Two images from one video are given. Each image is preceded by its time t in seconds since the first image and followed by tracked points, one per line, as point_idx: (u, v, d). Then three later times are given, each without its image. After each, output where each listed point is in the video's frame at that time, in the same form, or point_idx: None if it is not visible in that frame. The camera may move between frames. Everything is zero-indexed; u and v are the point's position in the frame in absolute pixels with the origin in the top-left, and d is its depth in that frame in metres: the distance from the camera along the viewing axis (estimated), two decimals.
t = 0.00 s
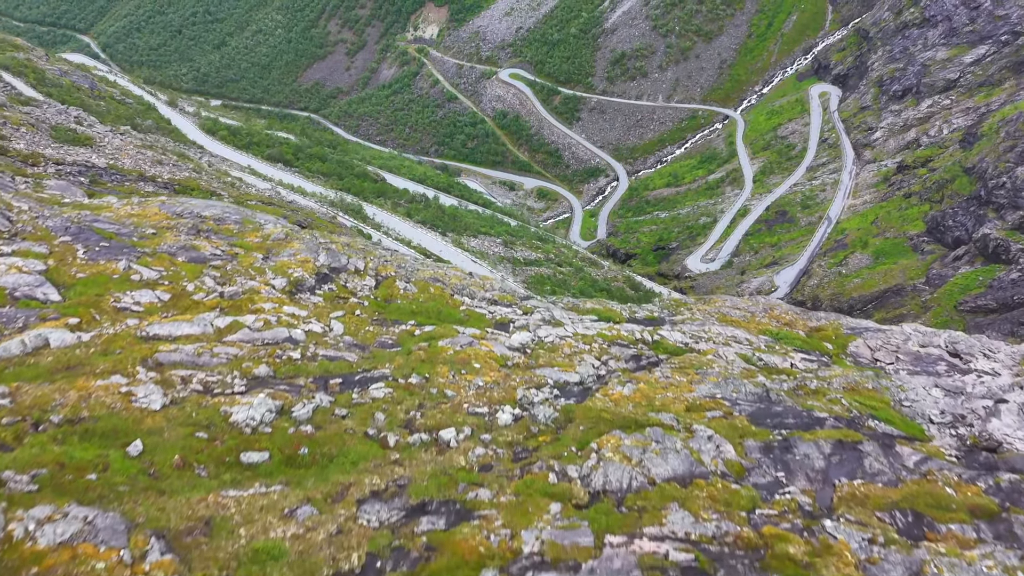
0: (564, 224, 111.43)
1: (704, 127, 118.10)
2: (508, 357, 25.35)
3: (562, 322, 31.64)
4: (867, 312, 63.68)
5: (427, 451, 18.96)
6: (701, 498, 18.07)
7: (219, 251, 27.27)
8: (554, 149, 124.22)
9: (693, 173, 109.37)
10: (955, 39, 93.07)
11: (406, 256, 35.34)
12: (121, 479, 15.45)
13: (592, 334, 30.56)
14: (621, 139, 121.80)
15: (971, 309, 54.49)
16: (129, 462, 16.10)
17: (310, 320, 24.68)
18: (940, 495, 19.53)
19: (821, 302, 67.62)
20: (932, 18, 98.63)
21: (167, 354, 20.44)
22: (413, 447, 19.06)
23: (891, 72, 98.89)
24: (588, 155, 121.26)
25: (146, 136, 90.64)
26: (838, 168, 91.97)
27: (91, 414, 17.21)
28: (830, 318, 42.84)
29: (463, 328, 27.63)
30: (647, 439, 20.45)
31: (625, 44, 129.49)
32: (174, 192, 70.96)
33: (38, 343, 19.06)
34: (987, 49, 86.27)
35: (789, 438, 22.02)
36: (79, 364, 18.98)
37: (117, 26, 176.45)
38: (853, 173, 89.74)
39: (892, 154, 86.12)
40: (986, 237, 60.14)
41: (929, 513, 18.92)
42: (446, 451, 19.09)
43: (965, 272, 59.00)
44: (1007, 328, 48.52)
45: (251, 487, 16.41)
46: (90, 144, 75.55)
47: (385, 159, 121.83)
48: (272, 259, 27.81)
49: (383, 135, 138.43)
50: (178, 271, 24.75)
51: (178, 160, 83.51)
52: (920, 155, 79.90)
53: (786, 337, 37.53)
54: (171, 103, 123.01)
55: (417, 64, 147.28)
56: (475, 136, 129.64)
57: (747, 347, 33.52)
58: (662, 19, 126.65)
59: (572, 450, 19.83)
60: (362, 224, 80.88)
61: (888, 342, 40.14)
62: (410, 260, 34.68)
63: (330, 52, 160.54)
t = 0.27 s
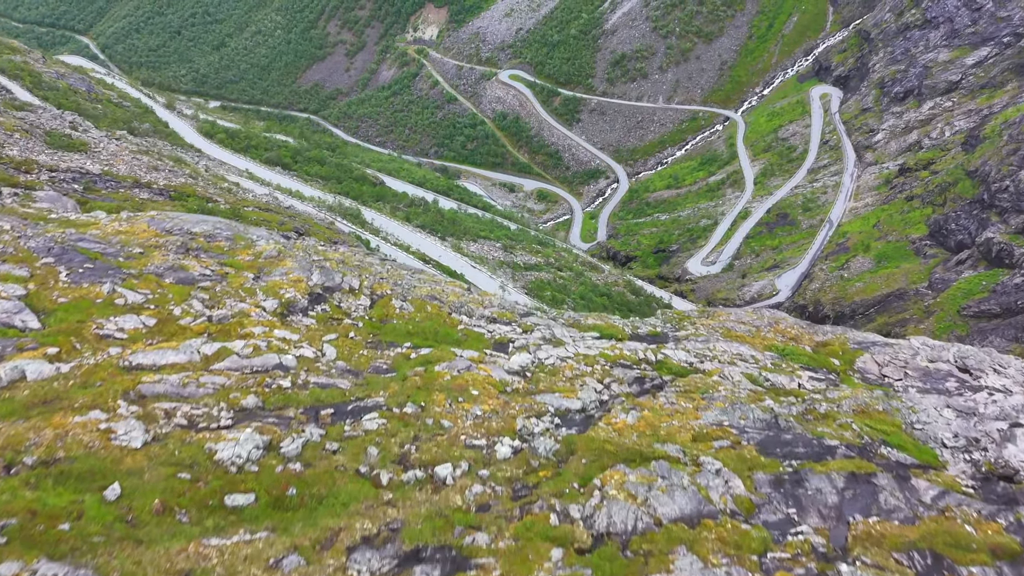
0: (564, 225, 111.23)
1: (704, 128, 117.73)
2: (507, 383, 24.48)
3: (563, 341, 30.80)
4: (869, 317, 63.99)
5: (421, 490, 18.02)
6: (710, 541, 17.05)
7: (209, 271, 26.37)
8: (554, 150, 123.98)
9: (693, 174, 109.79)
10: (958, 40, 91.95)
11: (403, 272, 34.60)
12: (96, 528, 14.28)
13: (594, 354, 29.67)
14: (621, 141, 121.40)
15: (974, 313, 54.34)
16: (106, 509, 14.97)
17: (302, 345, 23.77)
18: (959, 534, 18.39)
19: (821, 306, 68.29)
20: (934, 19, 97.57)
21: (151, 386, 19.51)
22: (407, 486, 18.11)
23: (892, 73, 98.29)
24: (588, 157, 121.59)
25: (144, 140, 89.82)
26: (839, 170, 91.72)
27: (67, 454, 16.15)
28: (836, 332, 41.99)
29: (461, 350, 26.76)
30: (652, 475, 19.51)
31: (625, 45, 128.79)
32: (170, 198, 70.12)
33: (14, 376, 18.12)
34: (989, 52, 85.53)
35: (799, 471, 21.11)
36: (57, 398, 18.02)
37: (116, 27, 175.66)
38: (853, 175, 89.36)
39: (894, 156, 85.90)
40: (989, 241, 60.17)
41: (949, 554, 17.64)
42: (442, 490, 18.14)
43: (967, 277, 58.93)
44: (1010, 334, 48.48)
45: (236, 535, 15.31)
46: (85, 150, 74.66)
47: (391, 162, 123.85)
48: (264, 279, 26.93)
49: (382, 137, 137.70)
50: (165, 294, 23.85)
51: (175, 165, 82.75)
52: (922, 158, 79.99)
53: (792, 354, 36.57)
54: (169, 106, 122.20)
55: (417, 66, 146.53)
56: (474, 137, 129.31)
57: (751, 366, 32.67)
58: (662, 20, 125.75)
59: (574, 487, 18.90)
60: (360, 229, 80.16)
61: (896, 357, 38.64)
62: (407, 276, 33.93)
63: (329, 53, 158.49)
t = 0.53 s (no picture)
0: (564, 227, 110.13)
1: (705, 129, 117.29)
2: (506, 411, 23.52)
3: (564, 361, 29.95)
4: (872, 321, 63.04)
5: (414, 533, 16.97)
6: None
7: (197, 293, 25.43)
8: (554, 153, 122.30)
9: (693, 176, 109.12)
10: (959, 42, 91.04)
11: (400, 289, 33.89)
12: None
13: (595, 375, 28.78)
14: (621, 142, 120.82)
15: (978, 319, 53.36)
16: (78, 561, 13.50)
17: (292, 372, 22.90)
18: None
19: (823, 309, 67.42)
20: (935, 20, 96.52)
21: (132, 421, 18.53)
22: (400, 530, 17.06)
23: (893, 75, 97.41)
24: (589, 158, 119.93)
25: (139, 144, 88.76)
26: (840, 173, 91.24)
27: (40, 499, 14.89)
28: (843, 348, 41.17)
29: (458, 375, 25.82)
30: (657, 515, 18.50)
31: (625, 46, 128.09)
32: (165, 205, 69.09)
33: None
34: (991, 53, 84.61)
35: (811, 508, 20.09)
36: (32, 437, 17.03)
37: (115, 28, 174.67)
38: (855, 177, 89.24)
39: (895, 158, 85.41)
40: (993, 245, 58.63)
41: None
42: (436, 533, 17.07)
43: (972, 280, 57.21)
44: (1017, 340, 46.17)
45: None
46: (80, 156, 73.63)
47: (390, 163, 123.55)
48: (254, 301, 26.05)
49: (382, 138, 137.06)
50: (149, 319, 22.91)
51: (171, 171, 81.79)
52: (925, 160, 79.49)
53: (798, 372, 35.64)
54: (167, 109, 121.23)
55: (416, 67, 145.88)
56: (474, 139, 128.90)
57: (757, 385, 31.80)
58: (662, 21, 125.22)
59: (576, 529, 17.84)
60: (359, 234, 79.13)
61: (904, 373, 37.62)
62: (404, 295, 33.14)
63: (328, 53, 158.81)
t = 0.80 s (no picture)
0: (565, 230, 110.00)
1: (705, 131, 116.65)
2: (505, 442, 22.56)
3: (565, 383, 29.02)
4: (874, 325, 62.77)
5: None
6: None
7: (184, 316, 24.52)
8: (555, 154, 122.16)
9: (694, 178, 108.20)
10: (961, 44, 90.05)
11: (396, 307, 33.08)
12: None
13: (598, 399, 27.82)
14: (621, 144, 120.02)
15: (982, 325, 51.94)
16: None
17: (282, 402, 21.97)
18: None
19: (826, 314, 67.96)
20: (938, 22, 95.42)
21: (111, 461, 17.54)
22: None
23: (895, 77, 96.32)
24: (589, 160, 120.06)
25: (136, 148, 87.83)
26: (842, 176, 90.50)
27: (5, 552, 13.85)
28: (850, 363, 40.02)
29: (454, 401, 24.84)
30: (663, 559, 17.42)
31: (625, 47, 127.33)
32: (161, 212, 68.21)
33: None
34: (994, 55, 83.56)
35: (824, 546, 18.99)
36: (4, 480, 16.07)
37: (115, 28, 173.75)
38: (857, 180, 88.52)
39: (898, 161, 84.69)
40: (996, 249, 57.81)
41: None
42: None
43: (975, 286, 56.24)
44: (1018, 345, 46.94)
45: None
46: (75, 161, 72.73)
47: (391, 164, 124.23)
48: (244, 324, 25.16)
49: (382, 140, 136.44)
50: (134, 346, 22.00)
51: (167, 176, 80.97)
52: (927, 163, 78.72)
53: (805, 390, 34.68)
54: (165, 111, 120.42)
55: (416, 68, 144.91)
56: (474, 140, 128.21)
57: (763, 406, 30.85)
58: (663, 22, 124.13)
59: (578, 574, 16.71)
60: (357, 240, 78.16)
61: (913, 390, 36.43)
62: (400, 313, 32.25)
63: (328, 54, 158.31)
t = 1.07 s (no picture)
0: (565, 232, 109.63)
1: (706, 133, 115.16)
2: (503, 475, 21.56)
3: (567, 408, 28.04)
4: (877, 330, 62.71)
5: None
6: None
7: (170, 342, 23.57)
8: (555, 155, 121.82)
9: (695, 180, 107.67)
10: (964, 45, 88.99)
11: (391, 327, 32.21)
12: None
13: (600, 425, 26.81)
14: (622, 146, 119.16)
15: (985, 329, 51.18)
16: None
17: (271, 435, 20.99)
18: None
19: (828, 317, 67.85)
20: (939, 23, 94.35)
21: (87, 505, 16.41)
22: None
23: (897, 78, 95.23)
24: (589, 162, 119.23)
25: (132, 153, 86.77)
26: (844, 179, 89.53)
27: None
28: (859, 380, 38.67)
29: (450, 430, 23.83)
30: None
31: (626, 48, 126.17)
32: (156, 220, 67.22)
33: None
34: (996, 57, 82.64)
35: None
36: None
37: (114, 29, 172.70)
38: (859, 182, 87.66)
39: (899, 163, 83.96)
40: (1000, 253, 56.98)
41: None
42: None
43: (978, 291, 56.30)
44: None
45: None
46: (69, 168, 71.71)
47: (390, 166, 123.75)
48: (233, 350, 24.27)
49: (382, 141, 135.15)
50: (116, 377, 21.03)
51: (164, 183, 79.94)
52: (930, 166, 77.86)
53: (812, 410, 33.72)
54: (163, 114, 119.38)
55: (416, 70, 143.64)
56: (474, 142, 127.23)
57: (771, 430, 29.87)
58: (664, 24, 123.02)
59: None
60: (354, 245, 77.08)
61: (923, 408, 35.18)
62: (397, 333, 31.23)
63: (327, 56, 156.69)
